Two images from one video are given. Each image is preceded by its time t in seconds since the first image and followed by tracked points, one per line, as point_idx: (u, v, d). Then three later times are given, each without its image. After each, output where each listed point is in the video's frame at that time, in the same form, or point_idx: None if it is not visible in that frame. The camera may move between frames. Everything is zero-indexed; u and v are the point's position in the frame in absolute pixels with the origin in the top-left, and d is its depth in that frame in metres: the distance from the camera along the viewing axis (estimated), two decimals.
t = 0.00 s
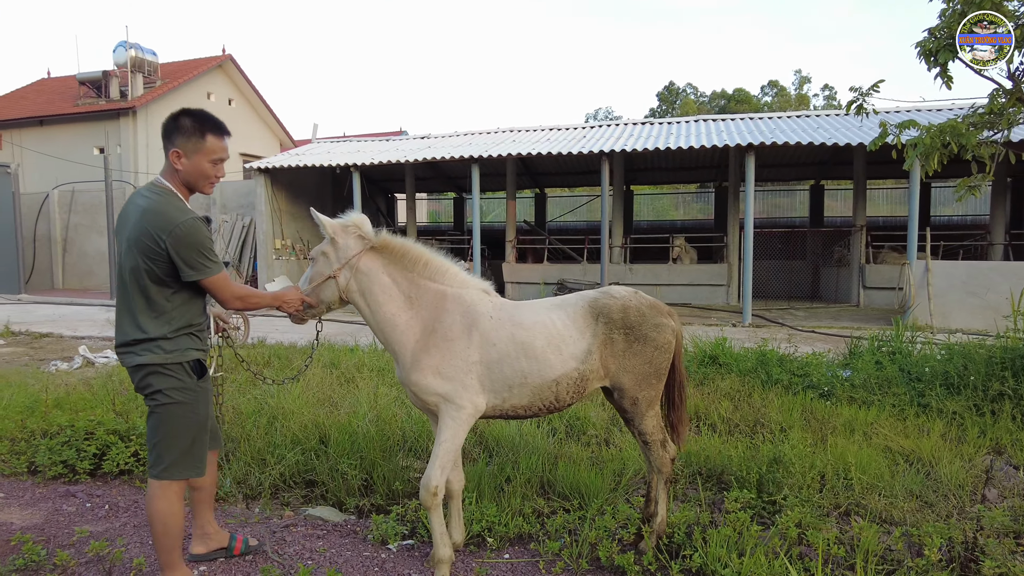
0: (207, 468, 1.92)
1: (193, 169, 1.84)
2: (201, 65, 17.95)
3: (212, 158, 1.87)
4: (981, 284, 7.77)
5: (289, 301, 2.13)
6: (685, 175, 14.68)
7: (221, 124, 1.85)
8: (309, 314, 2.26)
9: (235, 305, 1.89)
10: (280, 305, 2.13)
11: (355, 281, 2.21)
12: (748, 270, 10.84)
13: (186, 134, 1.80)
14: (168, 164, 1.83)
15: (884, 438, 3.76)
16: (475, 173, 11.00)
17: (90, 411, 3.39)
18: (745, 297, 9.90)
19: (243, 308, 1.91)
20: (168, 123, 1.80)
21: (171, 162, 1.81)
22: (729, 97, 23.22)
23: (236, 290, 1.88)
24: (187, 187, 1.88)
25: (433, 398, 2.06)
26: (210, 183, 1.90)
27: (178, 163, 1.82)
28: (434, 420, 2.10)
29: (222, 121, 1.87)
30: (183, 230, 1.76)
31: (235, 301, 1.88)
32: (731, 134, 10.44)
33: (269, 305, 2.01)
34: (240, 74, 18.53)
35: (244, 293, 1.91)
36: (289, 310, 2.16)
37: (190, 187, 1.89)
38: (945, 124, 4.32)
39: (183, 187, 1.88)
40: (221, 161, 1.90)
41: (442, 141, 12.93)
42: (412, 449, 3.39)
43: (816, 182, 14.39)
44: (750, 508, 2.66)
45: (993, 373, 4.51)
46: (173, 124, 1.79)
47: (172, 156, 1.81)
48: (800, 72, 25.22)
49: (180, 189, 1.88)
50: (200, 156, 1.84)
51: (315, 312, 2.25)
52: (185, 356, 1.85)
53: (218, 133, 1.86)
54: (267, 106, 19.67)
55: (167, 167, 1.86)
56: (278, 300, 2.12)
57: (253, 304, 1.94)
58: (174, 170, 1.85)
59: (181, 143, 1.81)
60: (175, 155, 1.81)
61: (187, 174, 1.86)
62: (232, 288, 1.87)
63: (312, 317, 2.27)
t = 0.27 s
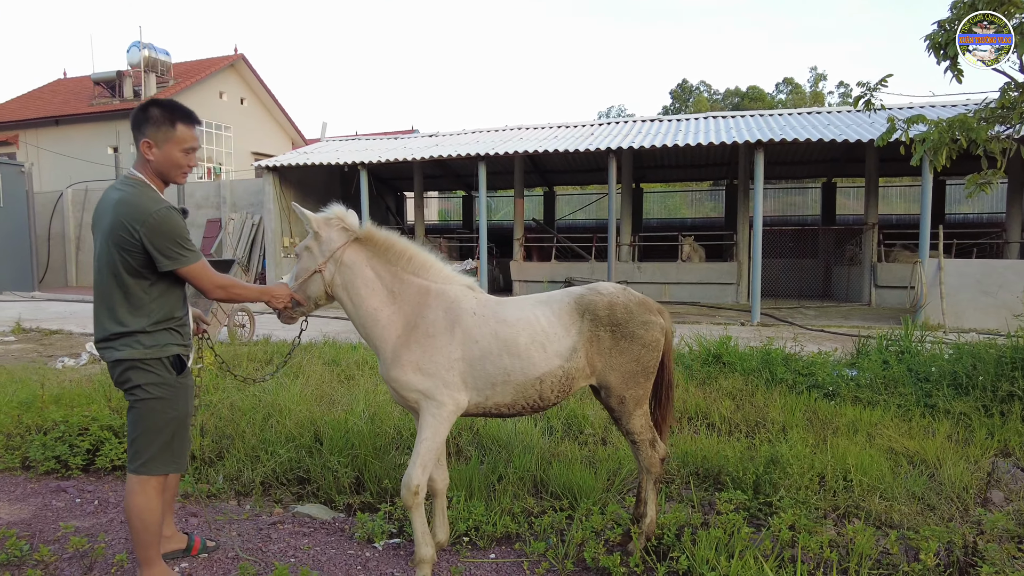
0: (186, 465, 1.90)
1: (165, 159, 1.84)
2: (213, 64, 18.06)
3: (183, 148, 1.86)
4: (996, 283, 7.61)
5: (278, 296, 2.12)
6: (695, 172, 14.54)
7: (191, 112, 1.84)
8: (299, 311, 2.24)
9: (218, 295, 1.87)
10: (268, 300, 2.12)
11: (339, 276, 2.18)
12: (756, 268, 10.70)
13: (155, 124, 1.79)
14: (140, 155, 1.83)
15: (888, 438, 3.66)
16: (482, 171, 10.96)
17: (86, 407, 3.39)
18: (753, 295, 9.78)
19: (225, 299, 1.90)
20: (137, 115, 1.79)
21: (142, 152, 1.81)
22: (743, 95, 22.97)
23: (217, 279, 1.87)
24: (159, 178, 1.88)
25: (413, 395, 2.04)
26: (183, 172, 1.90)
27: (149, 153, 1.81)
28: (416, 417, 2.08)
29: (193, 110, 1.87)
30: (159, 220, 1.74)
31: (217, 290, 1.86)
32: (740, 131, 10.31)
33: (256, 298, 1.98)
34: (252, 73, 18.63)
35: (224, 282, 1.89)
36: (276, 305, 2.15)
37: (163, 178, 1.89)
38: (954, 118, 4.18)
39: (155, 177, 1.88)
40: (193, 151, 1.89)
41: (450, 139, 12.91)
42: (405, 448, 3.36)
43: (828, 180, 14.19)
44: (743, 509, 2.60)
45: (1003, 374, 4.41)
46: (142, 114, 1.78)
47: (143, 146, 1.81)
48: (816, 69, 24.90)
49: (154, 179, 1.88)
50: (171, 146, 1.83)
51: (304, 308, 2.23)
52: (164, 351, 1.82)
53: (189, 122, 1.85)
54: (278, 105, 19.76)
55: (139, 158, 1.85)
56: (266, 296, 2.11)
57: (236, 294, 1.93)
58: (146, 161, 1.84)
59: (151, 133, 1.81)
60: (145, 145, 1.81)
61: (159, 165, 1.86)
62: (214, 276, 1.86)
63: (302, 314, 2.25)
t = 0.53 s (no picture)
0: (160, 450, 1.87)
1: (137, 137, 1.86)
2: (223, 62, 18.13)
3: (155, 126, 1.88)
4: (1007, 279, 7.46)
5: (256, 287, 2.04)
6: (704, 168, 14.40)
7: (162, 92, 1.88)
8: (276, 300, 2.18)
9: (185, 279, 1.81)
10: (246, 291, 2.04)
11: (320, 261, 2.14)
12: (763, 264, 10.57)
13: (125, 102, 1.82)
14: (113, 134, 1.86)
15: (891, 434, 3.57)
16: (487, 166, 10.91)
17: (78, 397, 3.39)
18: (760, 291, 9.65)
19: (193, 283, 1.83)
20: (108, 94, 1.83)
21: (114, 131, 1.84)
22: (755, 92, 22.73)
23: (185, 262, 1.81)
24: (133, 157, 1.90)
25: (393, 382, 1.99)
26: (155, 151, 1.91)
27: (120, 131, 1.84)
28: (396, 406, 2.04)
29: (164, 90, 1.89)
30: (123, 196, 1.71)
31: (184, 273, 1.80)
32: (748, 125, 10.18)
33: (233, 285, 1.93)
34: (262, 70, 18.68)
35: (192, 266, 1.83)
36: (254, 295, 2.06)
37: (136, 157, 1.91)
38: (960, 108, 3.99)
39: (129, 157, 1.90)
40: (165, 131, 1.92)
41: (456, 134, 12.86)
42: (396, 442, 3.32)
43: (839, 175, 14.00)
44: (735, 503, 2.55)
45: (1011, 370, 4.31)
46: (112, 92, 1.82)
47: (115, 125, 1.84)
48: (830, 65, 24.57)
49: (128, 159, 1.90)
50: (142, 124, 1.85)
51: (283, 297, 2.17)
52: (138, 334, 1.79)
53: (161, 102, 1.89)
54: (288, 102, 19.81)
55: (111, 138, 1.88)
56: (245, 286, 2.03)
57: (206, 279, 1.85)
58: (119, 140, 1.87)
59: (122, 111, 1.83)
60: (117, 123, 1.83)
61: (133, 144, 1.88)
62: (180, 260, 1.80)
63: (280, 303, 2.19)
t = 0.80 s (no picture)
0: (162, 445, 1.88)
1: (142, 135, 1.90)
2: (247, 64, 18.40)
3: (159, 124, 1.92)
4: None
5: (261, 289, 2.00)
6: (725, 167, 14.21)
7: (166, 92, 1.93)
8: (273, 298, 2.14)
9: (178, 273, 1.78)
10: (251, 290, 2.00)
11: (325, 258, 2.13)
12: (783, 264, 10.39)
13: (129, 99, 1.86)
14: (119, 131, 1.90)
15: (910, 439, 3.47)
16: (504, 166, 10.89)
17: (94, 393, 3.45)
18: (781, 292, 9.48)
19: (187, 279, 1.80)
20: (114, 93, 1.87)
21: (119, 129, 1.88)
22: (779, 91, 22.40)
23: (178, 258, 1.78)
24: (136, 155, 1.94)
25: (394, 380, 1.99)
26: (157, 149, 1.95)
27: (124, 128, 1.87)
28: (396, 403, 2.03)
29: (168, 90, 1.94)
30: (120, 190, 1.74)
31: (175, 268, 1.77)
32: (769, 124, 10.02)
33: (237, 283, 1.92)
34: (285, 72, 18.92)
35: (185, 261, 1.79)
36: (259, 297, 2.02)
37: (140, 155, 1.94)
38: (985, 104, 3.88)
39: (133, 155, 1.93)
40: (168, 130, 1.96)
41: (474, 135, 12.87)
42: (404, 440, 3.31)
43: (863, 175, 13.72)
44: (744, 506, 2.50)
45: None
46: (118, 90, 1.86)
47: (120, 122, 1.88)
48: (856, 63, 24.12)
49: (132, 157, 1.93)
50: (146, 122, 1.89)
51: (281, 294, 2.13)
52: (139, 329, 1.81)
53: (166, 101, 1.93)
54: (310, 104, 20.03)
55: (116, 136, 1.91)
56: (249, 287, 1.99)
57: (200, 275, 1.82)
58: (123, 137, 1.90)
59: (128, 109, 1.87)
60: (122, 120, 1.87)
61: (137, 142, 1.92)
62: (173, 255, 1.77)
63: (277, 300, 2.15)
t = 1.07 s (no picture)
0: (189, 424, 1.96)
1: (172, 125, 1.99)
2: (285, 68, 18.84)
3: (188, 116, 2.01)
4: None
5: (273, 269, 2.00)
6: (760, 165, 13.93)
7: (196, 85, 2.02)
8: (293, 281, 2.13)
9: (184, 255, 1.82)
10: (263, 272, 2.01)
11: (351, 244, 2.16)
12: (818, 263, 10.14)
13: (161, 91, 1.95)
14: (151, 122, 1.99)
15: (946, 439, 3.36)
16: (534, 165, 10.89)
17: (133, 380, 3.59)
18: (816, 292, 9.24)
19: (192, 261, 1.84)
20: (149, 87, 1.98)
21: (152, 120, 1.97)
22: (819, 89, 21.87)
23: (186, 240, 1.83)
24: (167, 146, 2.02)
25: (413, 364, 2.02)
26: (187, 140, 2.03)
27: (156, 118, 1.97)
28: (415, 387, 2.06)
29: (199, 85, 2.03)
30: (145, 174, 1.82)
31: (183, 250, 1.82)
32: (804, 120, 9.79)
33: (248, 265, 1.93)
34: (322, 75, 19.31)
35: (194, 243, 1.84)
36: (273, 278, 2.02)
37: (170, 145, 2.02)
38: None
39: (163, 145, 2.02)
40: (197, 121, 2.05)
41: (505, 134, 12.91)
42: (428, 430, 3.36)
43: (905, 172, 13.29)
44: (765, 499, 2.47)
45: None
46: (152, 84, 1.96)
47: (153, 113, 1.97)
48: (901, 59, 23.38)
49: (162, 148, 2.02)
50: (176, 113, 1.98)
51: (301, 278, 2.13)
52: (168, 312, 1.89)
53: (195, 95, 2.03)
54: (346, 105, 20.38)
55: (150, 127, 2.01)
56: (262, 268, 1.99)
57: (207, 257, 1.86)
58: (155, 128, 1.99)
59: (160, 101, 1.97)
60: (154, 111, 1.97)
61: (168, 133, 2.00)
62: (183, 236, 1.82)
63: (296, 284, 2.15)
